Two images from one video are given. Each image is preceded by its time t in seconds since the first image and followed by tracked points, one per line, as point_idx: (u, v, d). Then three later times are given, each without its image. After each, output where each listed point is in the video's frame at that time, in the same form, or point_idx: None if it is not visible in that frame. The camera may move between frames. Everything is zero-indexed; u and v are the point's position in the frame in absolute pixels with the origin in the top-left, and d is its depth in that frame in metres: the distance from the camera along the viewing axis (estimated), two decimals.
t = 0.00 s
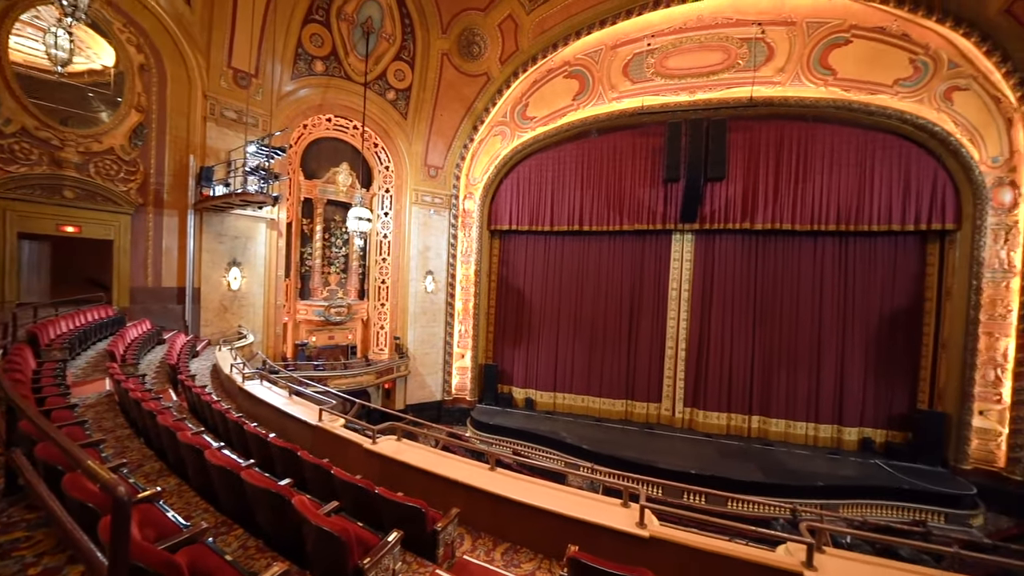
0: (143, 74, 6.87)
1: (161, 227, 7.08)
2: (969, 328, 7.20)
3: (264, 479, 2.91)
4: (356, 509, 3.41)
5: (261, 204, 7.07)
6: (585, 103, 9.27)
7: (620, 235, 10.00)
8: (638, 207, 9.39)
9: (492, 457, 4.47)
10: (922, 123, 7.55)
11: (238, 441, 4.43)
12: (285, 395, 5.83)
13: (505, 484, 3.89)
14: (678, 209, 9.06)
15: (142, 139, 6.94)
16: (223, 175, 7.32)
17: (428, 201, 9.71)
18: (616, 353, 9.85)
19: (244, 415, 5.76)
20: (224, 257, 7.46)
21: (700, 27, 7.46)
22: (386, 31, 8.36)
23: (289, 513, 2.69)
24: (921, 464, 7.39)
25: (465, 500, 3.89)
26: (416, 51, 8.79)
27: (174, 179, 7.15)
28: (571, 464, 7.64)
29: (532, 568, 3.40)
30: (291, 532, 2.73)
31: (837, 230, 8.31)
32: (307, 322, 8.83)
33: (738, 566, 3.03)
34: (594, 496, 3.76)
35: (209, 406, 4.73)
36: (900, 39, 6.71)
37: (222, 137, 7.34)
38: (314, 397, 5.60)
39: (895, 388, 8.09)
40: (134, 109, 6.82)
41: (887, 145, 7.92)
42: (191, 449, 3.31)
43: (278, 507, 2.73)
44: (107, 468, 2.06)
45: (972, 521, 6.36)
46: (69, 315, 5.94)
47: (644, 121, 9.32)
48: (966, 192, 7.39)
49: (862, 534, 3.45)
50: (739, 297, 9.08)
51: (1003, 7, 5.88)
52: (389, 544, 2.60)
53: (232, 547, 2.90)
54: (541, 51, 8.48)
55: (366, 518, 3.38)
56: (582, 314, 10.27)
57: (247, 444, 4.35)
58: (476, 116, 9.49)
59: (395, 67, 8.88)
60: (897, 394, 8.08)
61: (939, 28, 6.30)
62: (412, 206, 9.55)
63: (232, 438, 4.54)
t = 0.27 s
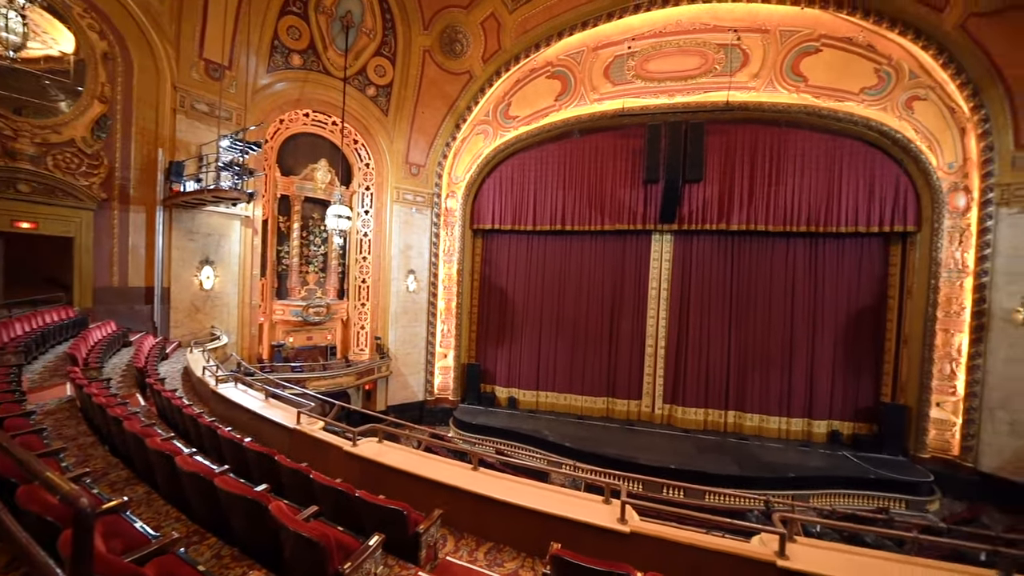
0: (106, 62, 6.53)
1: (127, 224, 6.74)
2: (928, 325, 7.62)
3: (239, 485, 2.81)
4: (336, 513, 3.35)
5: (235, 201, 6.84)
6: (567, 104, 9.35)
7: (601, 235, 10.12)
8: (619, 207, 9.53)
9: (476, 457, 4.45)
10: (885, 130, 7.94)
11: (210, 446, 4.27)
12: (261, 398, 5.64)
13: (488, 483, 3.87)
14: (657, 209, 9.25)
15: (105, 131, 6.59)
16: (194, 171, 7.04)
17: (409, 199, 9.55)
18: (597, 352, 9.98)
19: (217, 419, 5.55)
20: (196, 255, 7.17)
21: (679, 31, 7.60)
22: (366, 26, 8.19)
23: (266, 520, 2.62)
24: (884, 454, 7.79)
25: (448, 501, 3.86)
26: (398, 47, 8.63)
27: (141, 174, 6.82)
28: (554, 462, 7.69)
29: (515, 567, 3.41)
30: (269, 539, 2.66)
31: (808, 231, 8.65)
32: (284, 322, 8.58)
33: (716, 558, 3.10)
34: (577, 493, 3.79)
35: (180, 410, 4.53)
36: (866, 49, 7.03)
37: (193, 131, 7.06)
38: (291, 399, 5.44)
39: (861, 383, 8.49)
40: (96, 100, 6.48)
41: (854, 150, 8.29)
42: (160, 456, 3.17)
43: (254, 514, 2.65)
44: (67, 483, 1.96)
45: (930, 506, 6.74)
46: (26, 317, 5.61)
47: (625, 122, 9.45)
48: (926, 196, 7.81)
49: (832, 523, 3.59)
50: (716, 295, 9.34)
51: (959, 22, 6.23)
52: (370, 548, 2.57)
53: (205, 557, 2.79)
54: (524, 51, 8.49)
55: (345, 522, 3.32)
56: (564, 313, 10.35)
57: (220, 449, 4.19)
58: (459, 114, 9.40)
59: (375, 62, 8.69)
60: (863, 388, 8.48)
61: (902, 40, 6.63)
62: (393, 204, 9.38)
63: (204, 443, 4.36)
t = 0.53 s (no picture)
0: (64, 49, 6.20)
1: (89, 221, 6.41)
2: (890, 323, 8.01)
3: (211, 493, 2.71)
4: (315, 519, 3.26)
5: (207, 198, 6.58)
6: (549, 105, 9.42)
7: (582, 235, 10.22)
8: (600, 208, 9.65)
9: (458, 458, 4.42)
10: (851, 137, 8.32)
11: (180, 453, 4.09)
12: (236, 401, 5.45)
13: (470, 484, 3.86)
14: (637, 210, 9.41)
15: (63, 123, 6.25)
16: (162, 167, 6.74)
17: (390, 198, 9.38)
18: (579, 351, 10.07)
19: (188, 424, 5.32)
20: (165, 254, 6.87)
21: (659, 35, 7.70)
22: (345, 20, 8.01)
23: (241, 529, 2.53)
24: (851, 446, 8.16)
25: (430, 503, 3.82)
26: (378, 43, 8.45)
27: (104, 169, 6.47)
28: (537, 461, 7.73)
29: (497, 567, 3.41)
30: (243, 548, 2.57)
31: (780, 233, 8.97)
32: (260, 323, 8.32)
33: (694, 552, 3.17)
34: (559, 492, 3.81)
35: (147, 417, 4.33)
36: (834, 59, 7.35)
37: (161, 124, 6.75)
38: (267, 402, 5.27)
39: (830, 378, 8.86)
40: (53, 90, 6.14)
41: (823, 155, 8.64)
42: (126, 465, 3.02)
43: (228, 523, 2.56)
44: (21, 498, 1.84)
45: (892, 494, 7.09)
46: None
47: (606, 124, 9.57)
48: (889, 200, 8.20)
49: (802, 514, 3.74)
50: (693, 295, 9.58)
51: (918, 36, 6.58)
52: (350, 554, 2.51)
53: (175, 569, 2.68)
54: (506, 51, 8.49)
55: (325, 528, 3.24)
56: (546, 312, 10.41)
57: (190, 456, 4.02)
58: (441, 113, 9.29)
59: (355, 57, 8.50)
60: (831, 383, 8.85)
61: (867, 51, 6.96)
62: (374, 202, 9.18)
63: (174, 449, 4.18)
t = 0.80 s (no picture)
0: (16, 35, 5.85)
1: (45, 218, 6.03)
2: (857, 321, 8.39)
3: (182, 502, 2.59)
4: (293, 527, 3.17)
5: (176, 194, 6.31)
6: (532, 106, 9.47)
7: (564, 236, 10.29)
8: (581, 209, 9.75)
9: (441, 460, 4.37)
10: (820, 143, 8.68)
11: (147, 461, 3.90)
12: (208, 406, 5.23)
13: (454, 486, 3.82)
14: (618, 211, 9.56)
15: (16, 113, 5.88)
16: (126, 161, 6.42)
17: (370, 196, 9.19)
18: (561, 350, 10.14)
19: (155, 431, 5.08)
20: (131, 253, 6.55)
21: (638, 40, 7.84)
22: (323, 14, 7.81)
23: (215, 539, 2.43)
24: (820, 439, 8.50)
25: (412, 506, 3.77)
26: (358, 39, 8.26)
27: (62, 163, 6.10)
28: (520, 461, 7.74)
29: (481, 569, 3.39)
30: (218, 559, 2.47)
31: (754, 235, 9.27)
32: (233, 325, 8.03)
33: (675, 548, 3.23)
34: (542, 492, 3.82)
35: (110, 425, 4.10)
36: (804, 68, 7.64)
37: (126, 117, 6.44)
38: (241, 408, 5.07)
39: (801, 374, 9.21)
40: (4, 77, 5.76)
41: (794, 160, 8.97)
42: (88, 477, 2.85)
43: (201, 533, 2.45)
44: None
45: (857, 485, 7.41)
46: None
47: (588, 125, 9.68)
48: (855, 204, 8.58)
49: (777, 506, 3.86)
50: (672, 295, 9.79)
51: (881, 48, 6.92)
52: (331, 561, 2.45)
53: None
54: (488, 51, 8.46)
55: (304, 535, 3.15)
56: (529, 313, 10.44)
57: (158, 465, 3.84)
58: (422, 111, 9.18)
59: (334, 53, 8.30)
60: (802, 379, 9.20)
61: (835, 61, 7.27)
62: (353, 201, 8.98)
63: (142, 458, 3.97)
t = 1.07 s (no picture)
0: None
1: None
2: (822, 319, 8.78)
3: (147, 516, 2.45)
4: (269, 537, 3.05)
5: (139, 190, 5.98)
6: (512, 106, 9.47)
7: (544, 237, 10.34)
8: (561, 210, 9.82)
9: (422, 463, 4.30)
10: (789, 149, 9.05)
11: (107, 472, 3.68)
12: (175, 413, 4.98)
13: (435, 489, 3.77)
14: (597, 213, 9.69)
15: None
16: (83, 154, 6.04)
17: (347, 195, 8.97)
18: (541, 350, 10.18)
19: (117, 440, 4.80)
20: (89, 252, 6.17)
21: (616, 44, 8.00)
22: (298, 6, 7.56)
23: (184, 553, 2.31)
24: (789, 433, 8.85)
25: (392, 511, 3.69)
26: (335, 33, 8.03)
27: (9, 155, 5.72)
28: (500, 461, 7.74)
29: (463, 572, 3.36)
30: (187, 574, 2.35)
31: (727, 236, 9.57)
32: (202, 327, 7.69)
33: (656, 544, 3.29)
34: (525, 492, 3.82)
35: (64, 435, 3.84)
36: (774, 76, 7.94)
37: (83, 108, 6.06)
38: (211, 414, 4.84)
39: (770, 371, 9.57)
40: None
41: (764, 165, 9.31)
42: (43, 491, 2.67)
43: (170, 548, 2.33)
44: None
45: (822, 476, 7.75)
46: None
47: (567, 127, 9.76)
48: (821, 208, 8.98)
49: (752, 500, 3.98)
50: (649, 295, 9.99)
51: (844, 60, 7.27)
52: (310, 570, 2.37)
53: None
54: (468, 50, 8.40)
55: (280, 545, 3.04)
56: (509, 313, 10.44)
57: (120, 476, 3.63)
58: (401, 109, 9.02)
59: (309, 47, 8.06)
60: (772, 376, 9.56)
61: (802, 71, 7.59)
62: (329, 199, 8.75)
63: (101, 470, 3.74)
